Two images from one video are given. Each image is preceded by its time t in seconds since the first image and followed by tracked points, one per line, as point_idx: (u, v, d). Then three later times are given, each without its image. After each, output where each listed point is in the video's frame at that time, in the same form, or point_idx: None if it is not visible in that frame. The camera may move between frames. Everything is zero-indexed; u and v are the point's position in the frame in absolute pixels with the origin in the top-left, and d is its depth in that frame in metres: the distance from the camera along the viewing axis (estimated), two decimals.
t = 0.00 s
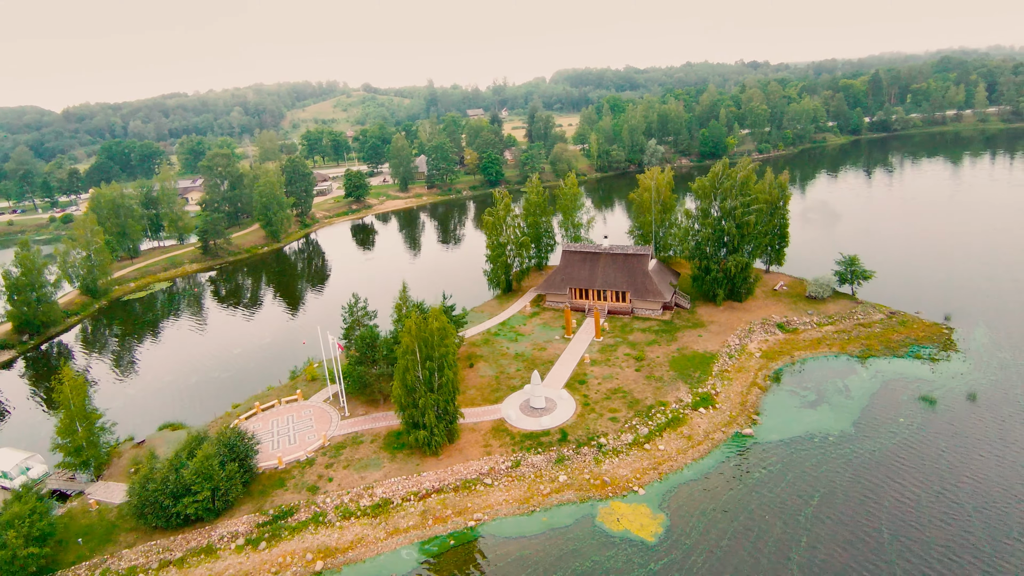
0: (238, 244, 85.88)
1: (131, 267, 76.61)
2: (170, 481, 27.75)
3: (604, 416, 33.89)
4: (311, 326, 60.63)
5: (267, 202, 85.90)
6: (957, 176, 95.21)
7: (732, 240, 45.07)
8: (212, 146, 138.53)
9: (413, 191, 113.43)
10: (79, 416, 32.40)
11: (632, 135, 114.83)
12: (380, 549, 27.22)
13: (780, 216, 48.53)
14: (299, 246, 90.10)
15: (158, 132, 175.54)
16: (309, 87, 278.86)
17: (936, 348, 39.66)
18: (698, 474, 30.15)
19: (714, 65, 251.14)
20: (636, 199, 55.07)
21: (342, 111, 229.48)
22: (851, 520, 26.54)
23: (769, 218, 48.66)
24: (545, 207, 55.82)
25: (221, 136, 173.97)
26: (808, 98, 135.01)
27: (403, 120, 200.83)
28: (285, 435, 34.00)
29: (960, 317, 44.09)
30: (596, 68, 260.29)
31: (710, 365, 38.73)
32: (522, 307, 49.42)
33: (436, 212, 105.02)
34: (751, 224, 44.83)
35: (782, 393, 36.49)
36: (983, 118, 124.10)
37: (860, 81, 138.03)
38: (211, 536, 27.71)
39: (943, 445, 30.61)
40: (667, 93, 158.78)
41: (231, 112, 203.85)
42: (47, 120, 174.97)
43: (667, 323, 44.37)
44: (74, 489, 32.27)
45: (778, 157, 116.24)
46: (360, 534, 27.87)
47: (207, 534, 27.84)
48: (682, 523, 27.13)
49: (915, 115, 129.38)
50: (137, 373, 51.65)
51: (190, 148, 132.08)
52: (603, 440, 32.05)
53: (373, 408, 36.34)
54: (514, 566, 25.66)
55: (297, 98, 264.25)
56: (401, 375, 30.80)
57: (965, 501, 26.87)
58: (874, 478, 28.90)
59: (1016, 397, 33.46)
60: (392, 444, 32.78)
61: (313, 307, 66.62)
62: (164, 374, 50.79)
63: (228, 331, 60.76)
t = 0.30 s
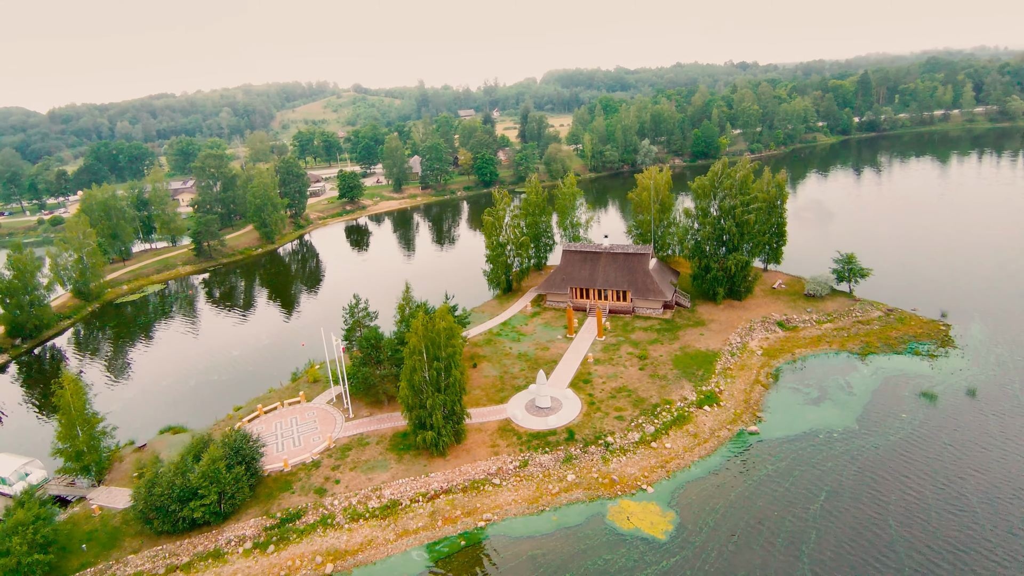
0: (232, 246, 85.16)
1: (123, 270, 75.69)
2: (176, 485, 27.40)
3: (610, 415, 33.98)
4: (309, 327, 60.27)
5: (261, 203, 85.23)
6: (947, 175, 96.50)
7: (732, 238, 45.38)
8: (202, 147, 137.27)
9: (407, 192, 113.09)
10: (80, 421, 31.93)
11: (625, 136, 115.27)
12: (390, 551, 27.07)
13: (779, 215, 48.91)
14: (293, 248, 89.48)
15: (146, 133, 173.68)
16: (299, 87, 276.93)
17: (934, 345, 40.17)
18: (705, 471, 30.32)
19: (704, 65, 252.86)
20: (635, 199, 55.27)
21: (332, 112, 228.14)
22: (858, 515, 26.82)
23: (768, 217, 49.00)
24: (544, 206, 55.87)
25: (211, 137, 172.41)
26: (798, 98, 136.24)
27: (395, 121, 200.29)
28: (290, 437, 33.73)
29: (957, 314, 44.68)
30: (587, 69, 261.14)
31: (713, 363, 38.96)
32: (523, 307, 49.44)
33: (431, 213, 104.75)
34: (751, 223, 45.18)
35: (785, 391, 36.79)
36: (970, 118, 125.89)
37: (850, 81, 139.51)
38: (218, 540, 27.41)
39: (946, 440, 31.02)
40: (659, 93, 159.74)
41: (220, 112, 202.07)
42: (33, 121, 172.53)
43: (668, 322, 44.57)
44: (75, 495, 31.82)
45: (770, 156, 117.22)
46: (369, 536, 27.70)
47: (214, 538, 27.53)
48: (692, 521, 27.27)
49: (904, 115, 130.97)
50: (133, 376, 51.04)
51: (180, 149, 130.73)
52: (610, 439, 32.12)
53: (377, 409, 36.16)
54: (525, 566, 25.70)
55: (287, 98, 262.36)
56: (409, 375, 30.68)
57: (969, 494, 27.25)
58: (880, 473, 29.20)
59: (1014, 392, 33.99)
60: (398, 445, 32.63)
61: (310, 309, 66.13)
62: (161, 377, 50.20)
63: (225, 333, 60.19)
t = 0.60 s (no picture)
0: (226, 248, 84.42)
1: (116, 272, 74.80)
2: (183, 489, 27.09)
3: (616, 413, 34.05)
4: (308, 328, 59.90)
5: (256, 204, 84.60)
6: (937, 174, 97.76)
7: (732, 237, 45.66)
8: (193, 148, 135.98)
9: (401, 192, 112.76)
10: (81, 425, 31.48)
11: (619, 136, 115.66)
12: (401, 552, 26.95)
13: (778, 214, 49.23)
14: (287, 249, 88.91)
15: (135, 134, 171.81)
16: (289, 87, 274.95)
17: (933, 341, 40.64)
18: (713, 468, 30.45)
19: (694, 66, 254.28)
20: (634, 198, 55.46)
21: (322, 113, 226.85)
22: (866, 509, 27.06)
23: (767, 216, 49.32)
24: (544, 206, 55.91)
25: (201, 139, 170.80)
26: (790, 99, 137.42)
27: (387, 121, 199.60)
28: (295, 439, 33.48)
29: (954, 311, 45.25)
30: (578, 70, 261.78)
31: (716, 361, 39.16)
32: (524, 307, 49.43)
33: (425, 214, 104.45)
34: (751, 222, 45.51)
35: (789, 388, 37.04)
36: (959, 118, 127.61)
37: (840, 81, 140.90)
38: (226, 544, 27.14)
39: (949, 434, 31.40)
40: (651, 94, 160.43)
41: (209, 113, 200.25)
42: (19, 122, 170.02)
43: (670, 321, 44.74)
44: (76, 500, 31.38)
45: (762, 156, 118.10)
46: (379, 538, 27.56)
47: (222, 542, 27.26)
48: (703, 518, 27.36)
49: (893, 115, 132.49)
50: (130, 379, 50.45)
51: (170, 150, 129.38)
52: (618, 437, 32.19)
53: (382, 410, 35.96)
54: (536, 565, 25.66)
55: (277, 98, 260.43)
56: (416, 375, 30.58)
57: (975, 488, 27.57)
58: (886, 468, 29.49)
59: (1014, 387, 34.48)
60: (405, 446, 32.48)
61: (307, 310, 65.71)
62: (160, 380, 49.70)
63: (222, 335, 59.67)
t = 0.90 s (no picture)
0: (221, 249, 83.68)
1: (110, 275, 73.90)
2: (193, 493, 26.76)
3: (625, 412, 34.11)
4: (308, 329, 59.54)
5: (251, 206, 83.93)
6: (927, 173, 99.08)
7: (733, 236, 45.98)
8: (183, 149, 134.57)
9: (396, 193, 112.39)
10: (85, 429, 31.03)
11: (613, 136, 116.07)
12: (414, 553, 26.81)
13: (778, 212, 49.63)
14: (282, 250, 88.25)
15: (123, 135, 169.72)
16: (278, 87, 273.07)
17: (933, 337, 41.14)
18: (723, 465, 30.61)
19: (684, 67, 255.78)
20: (634, 198, 55.69)
21: (313, 114, 225.64)
22: (875, 504, 27.33)
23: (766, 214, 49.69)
24: (544, 206, 56.00)
25: (190, 140, 169.09)
26: (781, 99, 138.68)
27: (378, 123, 198.89)
28: (302, 441, 33.25)
29: (952, 307, 45.86)
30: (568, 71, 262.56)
31: (720, 359, 39.37)
32: (527, 307, 49.40)
33: (421, 214, 104.20)
34: (752, 221, 45.85)
35: (793, 385, 37.30)
36: (947, 118, 129.48)
37: (830, 82, 142.40)
38: (237, 548, 26.87)
39: (953, 429, 31.76)
40: (643, 95, 161.19)
41: (198, 114, 198.30)
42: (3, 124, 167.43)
43: (673, 319, 44.93)
44: (80, 505, 30.91)
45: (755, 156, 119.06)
46: (391, 539, 27.40)
47: (232, 546, 26.98)
48: (715, 515, 27.50)
49: (883, 116, 134.12)
50: (128, 382, 49.89)
51: (160, 151, 127.91)
52: (627, 436, 32.25)
53: (389, 411, 35.77)
54: (550, 565, 25.61)
55: (266, 99, 258.65)
56: (425, 376, 30.46)
57: (981, 481, 27.97)
58: (893, 463, 29.80)
59: (1014, 382, 35.00)
60: (414, 447, 32.32)
61: (305, 312, 65.28)
62: (160, 383, 49.13)
63: (220, 337, 59.05)
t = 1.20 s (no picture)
0: (217, 251, 83.04)
1: (105, 277, 73.19)
2: (205, 496, 26.48)
3: (634, 411, 34.17)
4: (310, 330, 59.18)
5: (247, 207, 83.31)
6: (920, 172, 100.14)
7: (736, 234, 46.26)
8: (175, 151, 133.37)
9: (392, 194, 112.01)
10: (91, 432, 30.71)
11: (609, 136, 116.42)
12: (428, 554, 26.68)
13: (779, 211, 49.93)
14: (277, 252, 87.64)
15: (112, 136, 167.90)
16: (269, 88, 271.25)
17: (934, 334, 41.56)
18: (733, 463, 30.76)
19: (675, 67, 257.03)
20: (635, 197, 55.88)
21: (305, 114, 224.50)
22: (886, 499, 27.57)
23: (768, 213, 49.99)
24: (545, 206, 56.05)
25: (181, 141, 167.62)
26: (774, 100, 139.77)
27: (371, 124, 198.29)
28: (310, 443, 33.02)
29: (951, 305, 46.37)
30: (561, 71, 263.09)
31: (726, 357, 39.55)
32: (530, 307, 49.39)
33: (417, 215, 104.09)
34: (755, 219, 46.13)
35: (799, 382, 37.55)
36: (937, 117, 131.01)
37: (822, 82, 143.63)
38: (249, 551, 26.59)
39: (959, 425, 32.09)
40: (637, 95, 161.84)
41: (188, 115, 196.70)
42: None
43: (677, 318, 45.09)
44: (85, 510, 30.50)
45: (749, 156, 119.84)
46: (405, 540, 27.26)
47: (244, 549, 26.69)
48: (728, 512, 27.62)
49: (874, 116, 135.50)
50: (128, 385, 49.35)
51: (152, 152, 126.66)
52: (637, 434, 32.32)
53: (397, 412, 35.63)
54: (564, 565, 25.56)
55: (257, 100, 256.89)
56: (436, 375, 30.39)
57: (989, 475, 28.30)
58: (901, 459, 30.09)
59: (1016, 377, 35.40)
60: (424, 448, 32.20)
61: (304, 312, 64.91)
62: (161, 386, 48.60)
63: (220, 339, 58.48)
